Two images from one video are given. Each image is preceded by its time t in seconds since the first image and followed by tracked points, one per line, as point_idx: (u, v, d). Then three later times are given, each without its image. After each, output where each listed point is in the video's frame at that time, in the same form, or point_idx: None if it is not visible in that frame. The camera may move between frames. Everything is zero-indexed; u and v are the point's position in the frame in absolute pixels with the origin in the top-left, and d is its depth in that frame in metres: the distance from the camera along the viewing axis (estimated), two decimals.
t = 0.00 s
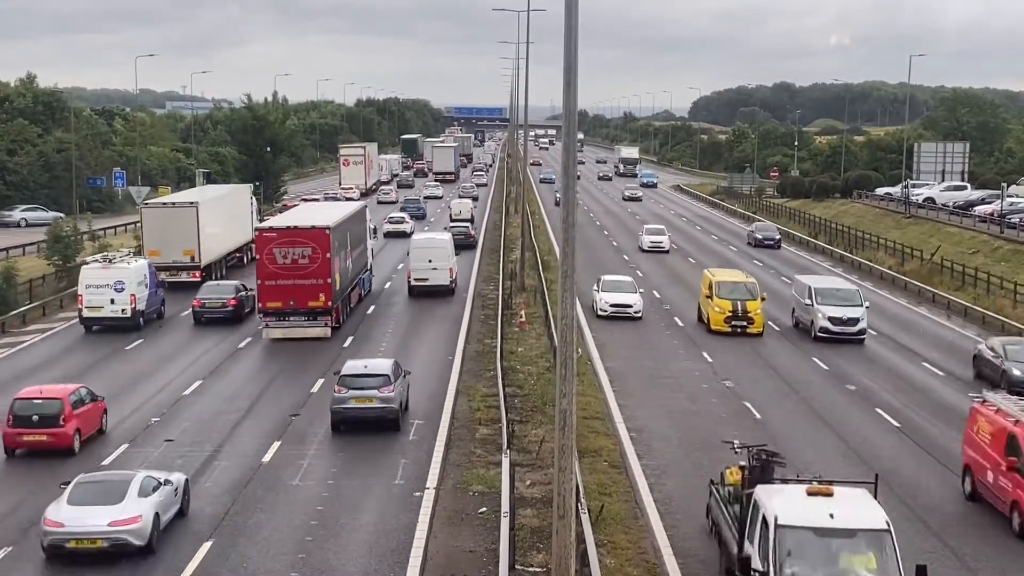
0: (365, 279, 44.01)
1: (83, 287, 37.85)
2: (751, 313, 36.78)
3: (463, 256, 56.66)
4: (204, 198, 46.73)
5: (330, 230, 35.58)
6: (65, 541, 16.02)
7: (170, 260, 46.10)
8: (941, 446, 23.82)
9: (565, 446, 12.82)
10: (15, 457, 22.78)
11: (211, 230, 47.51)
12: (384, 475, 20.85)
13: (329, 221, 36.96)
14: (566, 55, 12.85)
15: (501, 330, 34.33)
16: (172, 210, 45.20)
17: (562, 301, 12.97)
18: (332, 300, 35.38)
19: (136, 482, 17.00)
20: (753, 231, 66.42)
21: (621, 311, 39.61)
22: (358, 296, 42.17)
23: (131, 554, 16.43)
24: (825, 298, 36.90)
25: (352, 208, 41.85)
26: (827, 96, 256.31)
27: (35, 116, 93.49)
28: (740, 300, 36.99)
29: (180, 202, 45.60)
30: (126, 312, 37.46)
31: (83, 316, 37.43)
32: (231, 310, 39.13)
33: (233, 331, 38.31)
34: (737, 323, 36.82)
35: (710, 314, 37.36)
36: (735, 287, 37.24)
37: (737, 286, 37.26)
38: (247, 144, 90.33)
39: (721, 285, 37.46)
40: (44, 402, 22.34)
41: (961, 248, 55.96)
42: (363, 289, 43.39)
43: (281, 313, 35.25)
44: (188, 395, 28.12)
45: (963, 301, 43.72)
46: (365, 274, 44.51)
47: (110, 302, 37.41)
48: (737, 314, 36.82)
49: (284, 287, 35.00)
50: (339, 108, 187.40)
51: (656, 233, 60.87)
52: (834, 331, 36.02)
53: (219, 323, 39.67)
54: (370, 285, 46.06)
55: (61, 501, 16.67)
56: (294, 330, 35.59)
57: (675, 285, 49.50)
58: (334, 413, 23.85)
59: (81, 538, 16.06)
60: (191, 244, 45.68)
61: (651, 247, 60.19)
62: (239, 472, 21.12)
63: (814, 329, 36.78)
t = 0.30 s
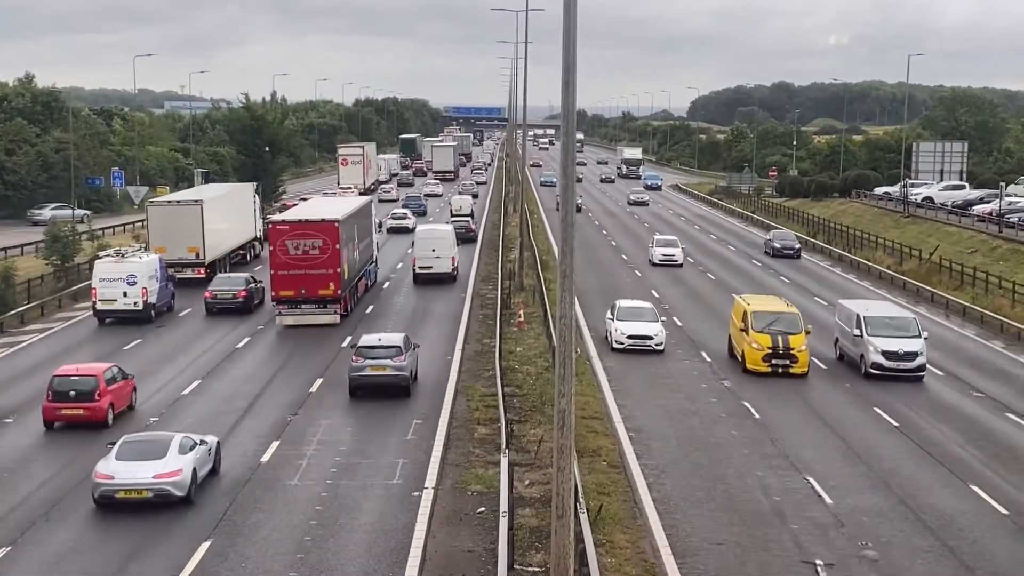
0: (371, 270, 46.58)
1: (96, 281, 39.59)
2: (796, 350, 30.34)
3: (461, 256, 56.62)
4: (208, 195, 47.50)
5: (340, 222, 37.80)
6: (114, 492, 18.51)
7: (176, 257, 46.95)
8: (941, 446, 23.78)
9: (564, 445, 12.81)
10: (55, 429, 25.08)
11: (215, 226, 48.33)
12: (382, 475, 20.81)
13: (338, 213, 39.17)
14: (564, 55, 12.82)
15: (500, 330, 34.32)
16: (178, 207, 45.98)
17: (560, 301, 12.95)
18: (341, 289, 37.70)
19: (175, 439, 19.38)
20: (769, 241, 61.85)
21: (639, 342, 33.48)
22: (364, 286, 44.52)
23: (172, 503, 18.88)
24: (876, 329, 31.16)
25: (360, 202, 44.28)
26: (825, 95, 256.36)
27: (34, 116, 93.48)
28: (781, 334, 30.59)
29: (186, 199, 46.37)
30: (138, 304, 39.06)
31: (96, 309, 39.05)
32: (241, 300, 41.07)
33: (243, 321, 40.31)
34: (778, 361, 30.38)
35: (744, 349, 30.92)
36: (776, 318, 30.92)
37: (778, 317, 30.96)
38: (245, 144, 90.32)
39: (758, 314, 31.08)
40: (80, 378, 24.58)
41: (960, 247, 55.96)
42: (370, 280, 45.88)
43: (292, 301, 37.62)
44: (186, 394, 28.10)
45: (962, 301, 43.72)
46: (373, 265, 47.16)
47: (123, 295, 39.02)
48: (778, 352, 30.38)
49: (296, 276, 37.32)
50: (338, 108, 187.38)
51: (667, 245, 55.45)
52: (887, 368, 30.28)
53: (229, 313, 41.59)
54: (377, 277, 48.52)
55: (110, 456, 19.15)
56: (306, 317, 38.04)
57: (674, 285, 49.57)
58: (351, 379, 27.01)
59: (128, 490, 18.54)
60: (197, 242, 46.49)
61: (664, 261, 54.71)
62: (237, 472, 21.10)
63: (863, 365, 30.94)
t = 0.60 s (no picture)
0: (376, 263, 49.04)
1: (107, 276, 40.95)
2: (860, 405, 23.99)
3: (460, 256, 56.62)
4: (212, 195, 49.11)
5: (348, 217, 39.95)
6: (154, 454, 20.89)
7: (180, 255, 48.59)
8: (939, 446, 23.79)
9: (563, 445, 12.81)
10: (87, 407, 27.25)
11: (219, 225, 49.96)
12: (381, 476, 20.81)
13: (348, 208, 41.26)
14: (563, 55, 12.82)
15: (499, 331, 34.34)
16: (183, 206, 47.60)
17: (559, 301, 12.96)
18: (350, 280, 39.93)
19: (205, 407, 21.79)
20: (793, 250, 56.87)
21: (666, 388, 27.44)
22: (370, 279, 46.99)
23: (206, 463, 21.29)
24: (948, 370, 25.46)
25: (365, 198, 46.81)
26: (824, 96, 256.45)
27: (33, 116, 93.52)
28: (840, 383, 24.26)
29: (191, 199, 48.01)
30: (148, 299, 40.41)
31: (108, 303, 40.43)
32: (250, 293, 42.89)
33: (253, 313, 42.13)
34: (838, 419, 24.03)
35: (796, 404, 24.64)
36: (833, 366, 24.68)
37: (835, 365, 24.75)
38: (244, 144, 90.42)
39: (811, 361, 24.83)
40: (112, 358, 26.85)
41: (959, 247, 55.95)
42: (375, 273, 48.38)
43: (303, 291, 39.89)
44: (185, 394, 28.11)
45: (960, 301, 43.75)
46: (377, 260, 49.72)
47: (133, 289, 40.37)
48: (837, 408, 24.00)
49: (307, 267, 39.54)
50: (337, 108, 187.44)
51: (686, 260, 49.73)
52: (965, 420, 24.49)
53: (238, 305, 43.40)
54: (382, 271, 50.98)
55: (149, 421, 21.56)
56: (316, 306, 40.29)
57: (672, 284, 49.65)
58: (366, 352, 30.33)
59: (167, 451, 20.97)
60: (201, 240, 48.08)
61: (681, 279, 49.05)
62: (235, 472, 21.12)
63: (934, 415, 25.16)
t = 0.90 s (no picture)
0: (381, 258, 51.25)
1: (116, 271, 41.98)
2: (964, 489, 17.87)
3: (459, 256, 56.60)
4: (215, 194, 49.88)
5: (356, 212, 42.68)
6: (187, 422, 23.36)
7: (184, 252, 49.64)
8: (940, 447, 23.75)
9: (562, 445, 12.82)
10: (114, 386, 29.44)
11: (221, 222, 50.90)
12: (380, 476, 20.82)
13: (356, 206, 44.11)
14: (563, 55, 12.82)
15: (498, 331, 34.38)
16: (187, 206, 48.35)
17: (558, 302, 12.97)
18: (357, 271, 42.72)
19: (231, 380, 24.29)
20: (818, 265, 51.74)
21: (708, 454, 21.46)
22: (376, 271, 49.50)
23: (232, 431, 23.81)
24: None
25: (372, 196, 49.51)
26: (823, 96, 256.57)
27: (32, 117, 93.51)
28: (937, 463, 18.23)
29: (195, 199, 48.74)
30: (157, 295, 41.49)
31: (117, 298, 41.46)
32: (260, 285, 44.90)
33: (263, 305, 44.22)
34: (937, 511, 17.86)
35: (878, 486, 18.55)
36: (927, 441, 18.59)
37: (931, 439, 18.66)
38: (244, 144, 90.51)
39: (898, 433, 18.69)
40: (138, 342, 29.04)
41: (959, 248, 55.82)
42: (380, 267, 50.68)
43: (314, 281, 42.64)
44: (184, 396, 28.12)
45: (960, 302, 43.72)
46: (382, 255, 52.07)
47: (142, 285, 41.43)
48: (935, 495, 17.85)
49: (317, 259, 42.29)
50: (336, 109, 187.47)
51: (707, 279, 43.67)
52: None
53: (248, 299, 45.41)
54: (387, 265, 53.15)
55: (180, 394, 24.02)
56: (325, 296, 43.08)
57: (672, 285, 49.73)
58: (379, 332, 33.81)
59: (198, 419, 23.49)
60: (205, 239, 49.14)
61: (701, 302, 43.01)
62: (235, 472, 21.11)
63: None
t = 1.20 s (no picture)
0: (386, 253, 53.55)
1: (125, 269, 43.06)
2: None
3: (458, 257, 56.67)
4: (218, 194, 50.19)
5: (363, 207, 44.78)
6: (213, 396, 26.05)
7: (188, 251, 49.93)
8: (938, 448, 23.75)
9: (562, 447, 12.82)
10: (139, 369, 31.82)
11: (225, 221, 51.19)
12: (380, 477, 20.84)
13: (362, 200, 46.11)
14: (562, 57, 12.83)
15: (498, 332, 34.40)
16: (191, 205, 48.65)
17: (558, 303, 12.97)
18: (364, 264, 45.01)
19: (254, 358, 26.89)
20: (848, 280, 46.74)
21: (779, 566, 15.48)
22: (381, 265, 51.79)
23: (255, 404, 26.47)
24: None
25: (377, 193, 51.48)
26: (823, 97, 256.59)
27: (31, 118, 93.58)
28: None
29: (199, 198, 49.07)
30: (164, 292, 42.61)
31: (126, 295, 42.57)
32: (268, 280, 46.71)
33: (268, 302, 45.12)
34: None
35: None
36: None
37: None
38: (243, 146, 90.65)
39: None
40: (161, 329, 31.32)
41: (959, 250, 55.79)
42: (384, 261, 53.00)
43: (322, 274, 44.97)
44: (183, 396, 28.12)
45: (959, 303, 43.72)
46: (387, 250, 54.33)
47: (150, 282, 42.53)
48: None
49: (326, 254, 44.57)
50: (336, 110, 187.47)
51: (738, 304, 37.31)
52: None
53: (257, 293, 47.29)
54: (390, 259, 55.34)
55: (207, 371, 26.65)
56: (334, 288, 45.46)
57: (671, 286, 49.74)
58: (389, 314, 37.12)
59: (224, 393, 26.12)
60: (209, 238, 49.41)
61: (731, 334, 36.72)
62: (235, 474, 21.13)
63: None
